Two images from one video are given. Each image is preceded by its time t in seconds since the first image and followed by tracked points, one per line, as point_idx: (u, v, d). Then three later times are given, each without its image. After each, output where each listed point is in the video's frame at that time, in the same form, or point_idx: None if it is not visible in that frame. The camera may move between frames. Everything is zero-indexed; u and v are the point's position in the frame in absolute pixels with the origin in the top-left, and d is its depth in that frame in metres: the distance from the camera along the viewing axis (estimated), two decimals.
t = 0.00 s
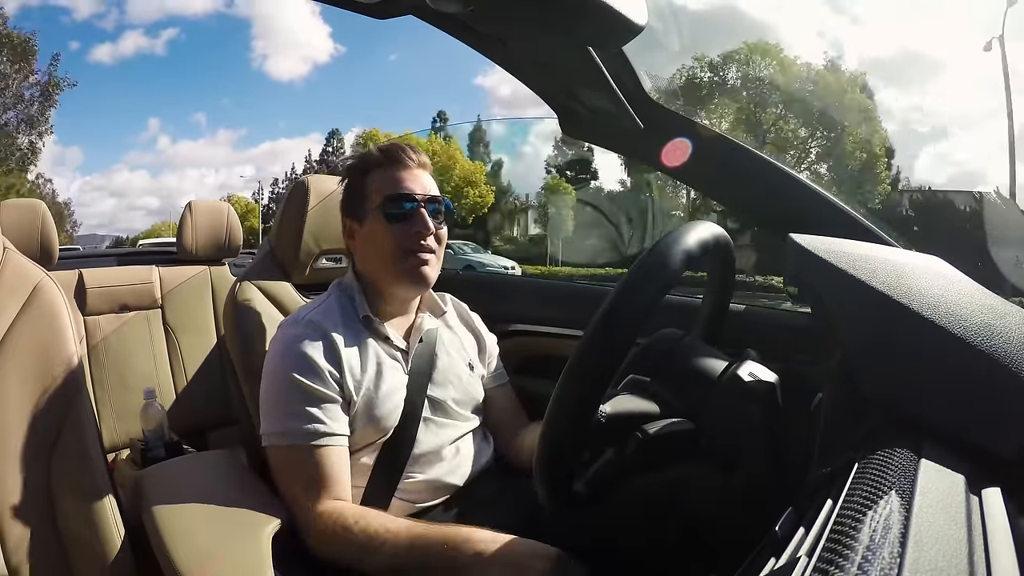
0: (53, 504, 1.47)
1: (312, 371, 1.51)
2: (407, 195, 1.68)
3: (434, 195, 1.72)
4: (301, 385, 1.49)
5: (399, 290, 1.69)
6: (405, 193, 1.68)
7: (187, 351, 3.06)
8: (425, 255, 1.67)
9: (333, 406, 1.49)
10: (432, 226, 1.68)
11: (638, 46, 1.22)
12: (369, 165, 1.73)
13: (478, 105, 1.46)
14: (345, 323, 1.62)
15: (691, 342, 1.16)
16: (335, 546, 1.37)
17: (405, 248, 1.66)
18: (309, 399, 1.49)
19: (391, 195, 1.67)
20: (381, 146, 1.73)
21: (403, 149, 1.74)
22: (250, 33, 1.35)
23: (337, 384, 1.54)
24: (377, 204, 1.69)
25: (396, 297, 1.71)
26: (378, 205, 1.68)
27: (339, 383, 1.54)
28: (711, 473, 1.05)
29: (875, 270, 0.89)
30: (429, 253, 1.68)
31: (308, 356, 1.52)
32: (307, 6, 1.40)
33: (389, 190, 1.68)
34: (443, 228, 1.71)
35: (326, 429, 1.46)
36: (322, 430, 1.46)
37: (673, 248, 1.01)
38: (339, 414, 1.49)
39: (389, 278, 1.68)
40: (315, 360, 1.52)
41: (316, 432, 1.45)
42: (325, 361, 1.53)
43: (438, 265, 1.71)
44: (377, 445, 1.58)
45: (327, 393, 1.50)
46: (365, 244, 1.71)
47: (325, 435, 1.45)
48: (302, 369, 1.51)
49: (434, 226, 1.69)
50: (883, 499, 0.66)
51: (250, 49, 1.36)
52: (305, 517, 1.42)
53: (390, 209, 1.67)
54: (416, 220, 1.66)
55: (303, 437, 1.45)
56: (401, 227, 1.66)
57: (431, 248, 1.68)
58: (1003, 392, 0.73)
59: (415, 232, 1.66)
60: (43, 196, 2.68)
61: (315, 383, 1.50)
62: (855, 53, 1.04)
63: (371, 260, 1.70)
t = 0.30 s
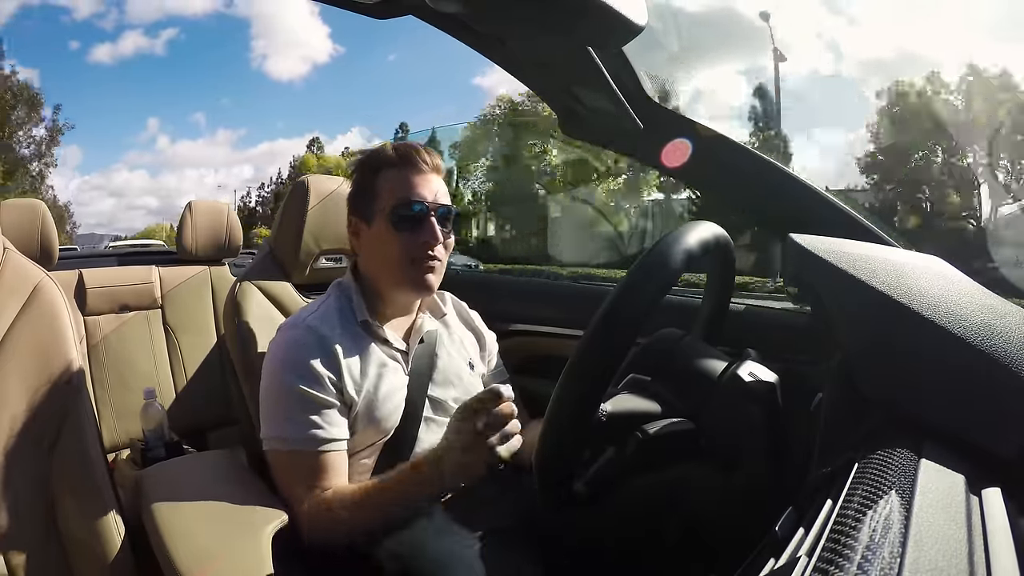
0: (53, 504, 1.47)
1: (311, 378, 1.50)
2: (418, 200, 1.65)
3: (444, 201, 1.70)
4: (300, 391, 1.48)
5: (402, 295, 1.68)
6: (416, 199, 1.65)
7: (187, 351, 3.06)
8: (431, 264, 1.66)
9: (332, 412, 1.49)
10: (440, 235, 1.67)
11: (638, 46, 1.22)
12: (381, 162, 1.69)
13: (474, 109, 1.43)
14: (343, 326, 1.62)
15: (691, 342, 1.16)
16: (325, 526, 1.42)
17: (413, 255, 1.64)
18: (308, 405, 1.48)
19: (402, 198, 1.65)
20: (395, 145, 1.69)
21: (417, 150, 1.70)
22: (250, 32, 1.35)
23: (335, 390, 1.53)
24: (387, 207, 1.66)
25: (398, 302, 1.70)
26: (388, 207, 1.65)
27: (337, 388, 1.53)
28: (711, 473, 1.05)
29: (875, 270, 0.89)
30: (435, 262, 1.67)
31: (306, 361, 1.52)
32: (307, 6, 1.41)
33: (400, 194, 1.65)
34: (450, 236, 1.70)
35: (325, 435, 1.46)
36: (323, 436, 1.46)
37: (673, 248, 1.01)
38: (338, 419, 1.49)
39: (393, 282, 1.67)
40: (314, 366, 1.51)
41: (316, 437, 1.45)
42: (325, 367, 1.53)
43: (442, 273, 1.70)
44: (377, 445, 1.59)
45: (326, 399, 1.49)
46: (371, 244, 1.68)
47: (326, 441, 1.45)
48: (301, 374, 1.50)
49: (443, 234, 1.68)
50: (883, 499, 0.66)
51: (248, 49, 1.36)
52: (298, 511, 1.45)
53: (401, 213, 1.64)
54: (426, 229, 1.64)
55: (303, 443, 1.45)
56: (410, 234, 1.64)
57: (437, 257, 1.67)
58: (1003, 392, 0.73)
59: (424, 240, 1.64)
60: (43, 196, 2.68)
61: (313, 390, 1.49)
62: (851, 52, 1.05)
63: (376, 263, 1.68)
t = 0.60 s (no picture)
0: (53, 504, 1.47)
1: (309, 378, 1.51)
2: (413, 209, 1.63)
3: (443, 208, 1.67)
4: (300, 392, 1.49)
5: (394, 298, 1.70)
6: (410, 207, 1.63)
7: (187, 351, 3.07)
8: (424, 275, 1.67)
9: (330, 412, 1.49)
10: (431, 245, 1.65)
11: (636, 47, 1.21)
12: (382, 162, 1.67)
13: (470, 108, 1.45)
14: (343, 326, 1.62)
15: (691, 343, 1.15)
16: (330, 537, 1.38)
17: (403, 265, 1.64)
18: (308, 406, 1.48)
19: (398, 207, 1.63)
20: (394, 145, 1.64)
21: (417, 151, 1.65)
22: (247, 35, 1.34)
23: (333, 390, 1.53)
24: (383, 212, 1.64)
25: (393, 308, 1.69)
26: (385, 215, 1.64)
27: (335, 388, 1.54)
28: (711, 473, 1.06)
29: (876, 270, 0.89)
30: (428, 273, 1.67)
31: (304, 361, 1.52)
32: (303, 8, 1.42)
33: (395, 202, 1.63)
34: (447, 245, 1.67)
35: (326, 435, 1.46)
36: (324, 436, 1.46)
37: (673, 248, 1.01)
38: (336, 419, 1.49)
39: (385, 287, 1.68)
40: (312, 366, 1.52)
41: (315, 437, 1.46)
42: (324, 368, 1.53)
43: (436, 282, 1.70)
44: (377, 445, 1.59)
45: (324, 399, 1.50)
46: (368, 249, 1.68)
47: (323, 442, 1.46)
48: (301, 376, 1.51)
49: (436, 245, 1.66)
50: (883, 499, 0.66)
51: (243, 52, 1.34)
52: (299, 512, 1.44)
53: (396, 223, 1.63)
54: (417, 240, 1.63)
55: (300, 443, 1.46)
56: (401, 243, 1.63)
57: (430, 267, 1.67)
58: (1003, 391, 0.73)
59: (416, 252, 1.64)
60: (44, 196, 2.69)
61: (310, 390, 1.50)
62: (848, 52, 1.03)
63: (369, 265, 1.69)
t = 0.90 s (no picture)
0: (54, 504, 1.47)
1: (308, 380, 1.50)
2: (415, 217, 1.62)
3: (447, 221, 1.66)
4: (298, 393, 1.49)
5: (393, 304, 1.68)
6: (412, 215, 1.62)
7: (187, 351, 3.07)
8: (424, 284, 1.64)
9: (329, 416, 1.49)
10: (431, 256, 1.63)
11: (636, 47, 1.18)
12: (387, 166, 1.66)
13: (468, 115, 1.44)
14: (342, 328, 1.61)
15: (692, 343, 1.15)
16: (322, 537, 1.38)
17: (403, 274, 1.62)
18: (306, 407, 1.48)
19: (400, 213, 1.62)
20: (402, 146, 1.66)
21: (423, 155, 1.65)
22: (246, 35, 1.35)
23: (332, 392, 1.53)
24: (384, 218, 1.63)
25: (392, 313, 1.69)
26: (386, 220, 1.62)
27: (334, 391, 1.53)
28: (710, 476, 1.05)
29: (876, 271, 0.89)
30: (428, 282, 1.65)
31: (303, 363, 1.52)
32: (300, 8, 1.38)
33: (398, 208, 1.62)
34: (449, 255, 1.66)
35: (322, 437, 1.46)
36: (320, 437, 1.46)
37: (673, 248, 1.01)
38: (334, 423, 1.49)
39: (383, 294, 1.66)
40: (311, 369, 1.51)
41: (313, 439, 1.46)
42: (322, 368, 1.53)
43: (436, 291, 1.68)
44: (378, 446, 1.59)
45: (322, 402, 1.49)
46: (369, 252, 1.66)
47: (321, 445, 1.46)
48: (299, 376, 1.51)
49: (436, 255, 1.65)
50: (883, 500, 0.66)
51: (244, 52, 1.36)
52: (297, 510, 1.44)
53: (398, 229, 1.61)
54: (417, 250, 1.61)
55: (298, 445, 1.46)
56: (401, 252, 1.61)
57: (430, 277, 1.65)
58: (1003, 391, 0.73)
59: (417, 261, 1.62)
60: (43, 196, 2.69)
61: (309, 392, 1.49)
62: (847, 52, 1.02)
63: (369, 272, 1.67)
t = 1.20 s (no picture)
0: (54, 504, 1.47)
1: (303, 368, 1.51)
2: (408, 199, 1.67)
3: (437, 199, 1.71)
4: (292, 380, 1.50)
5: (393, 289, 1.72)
6: (407, 197, 1.67)
7: (187, 351, 3.07)
8: (421, 263, 1.69)
9: (325, 403, 1.50)
10: (429, 229, 1.68)
11: (636, 47, 1.19)
12: (375, 159, 1.71)
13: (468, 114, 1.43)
14: (337, 318, 1.63)
15: (692, 342, 1.16)
16: (324, 544, 1.38)
17: (401, 252, 1.67)
18: (300, 396, 1.49)
19: (393, 198, 1.67)
20: (388, 142, 1.69)
21: (410, 147, 1.71)
22: (247, 37, 1.33)
23: (328, 381, 1.53)
24: (379, 203, 1.68)
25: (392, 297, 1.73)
26: (380, 207, 1.68)
27: (330, 379, 1.54)
28: (711, 476, 1.06)
29: (875, 270, 0.89)
30: (425, 260, 1.70)
31: (298, 350, 1.52)
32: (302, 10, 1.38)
33: (390, 194, 1.67)
34: (444, 232, 1.72)
35: (313, 425, 1.47)
36: (313, 426, 1.47)
37: (675, 247, 1.02)
38: (330, 411, 1.50)
39: (382, 279, 1.70)
40: (307, 357, 1.52)
41: (303, 427, 1.47)
42: (317, 357, 1.53)
43: (433, 270, 1.73)
44: (376, 439, 1.58)
45: (318, 390, 1.50)
46: (365, 242, 1.71)
47: (316, 432, 1.47)
48: (294, 365, 1.51)
49: (433, 232, 1.70)
50: (883, 500, 0.66)
51: (244, 52, 1.32)
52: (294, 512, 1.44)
53: (392, 212, 1.67)
54: (414, 227, 1.67)
55: (294, 433, 1.46)
56: (397, 232, 1.66)
57: (427, 255, 1.70)
58: (1004, 391, 0.72)
59: (412, 239, 1.67)
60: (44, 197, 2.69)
61: (304, 379, 1.50)
62: (846, 53, 1.01)
63: (367, 259, 1.71)
